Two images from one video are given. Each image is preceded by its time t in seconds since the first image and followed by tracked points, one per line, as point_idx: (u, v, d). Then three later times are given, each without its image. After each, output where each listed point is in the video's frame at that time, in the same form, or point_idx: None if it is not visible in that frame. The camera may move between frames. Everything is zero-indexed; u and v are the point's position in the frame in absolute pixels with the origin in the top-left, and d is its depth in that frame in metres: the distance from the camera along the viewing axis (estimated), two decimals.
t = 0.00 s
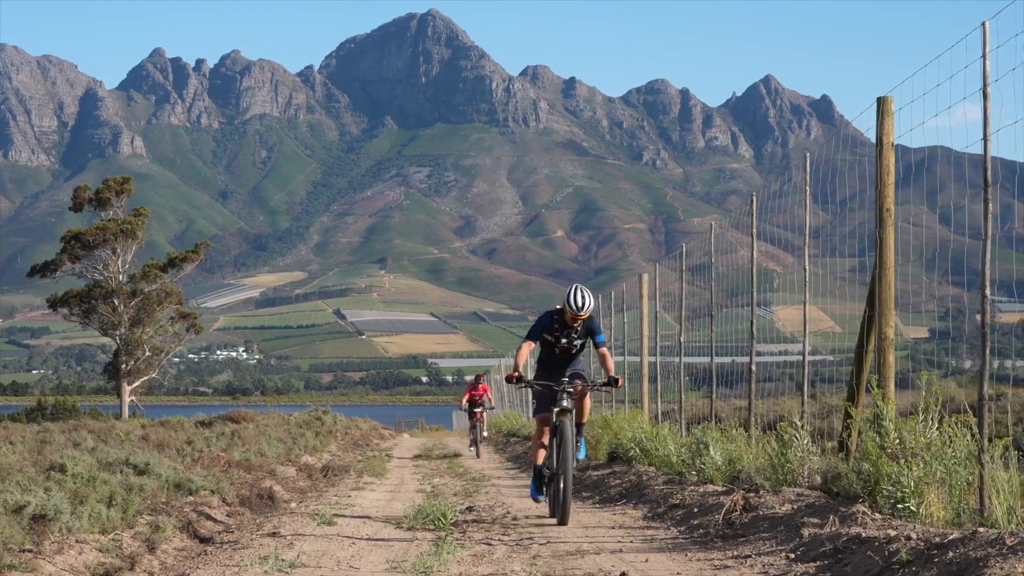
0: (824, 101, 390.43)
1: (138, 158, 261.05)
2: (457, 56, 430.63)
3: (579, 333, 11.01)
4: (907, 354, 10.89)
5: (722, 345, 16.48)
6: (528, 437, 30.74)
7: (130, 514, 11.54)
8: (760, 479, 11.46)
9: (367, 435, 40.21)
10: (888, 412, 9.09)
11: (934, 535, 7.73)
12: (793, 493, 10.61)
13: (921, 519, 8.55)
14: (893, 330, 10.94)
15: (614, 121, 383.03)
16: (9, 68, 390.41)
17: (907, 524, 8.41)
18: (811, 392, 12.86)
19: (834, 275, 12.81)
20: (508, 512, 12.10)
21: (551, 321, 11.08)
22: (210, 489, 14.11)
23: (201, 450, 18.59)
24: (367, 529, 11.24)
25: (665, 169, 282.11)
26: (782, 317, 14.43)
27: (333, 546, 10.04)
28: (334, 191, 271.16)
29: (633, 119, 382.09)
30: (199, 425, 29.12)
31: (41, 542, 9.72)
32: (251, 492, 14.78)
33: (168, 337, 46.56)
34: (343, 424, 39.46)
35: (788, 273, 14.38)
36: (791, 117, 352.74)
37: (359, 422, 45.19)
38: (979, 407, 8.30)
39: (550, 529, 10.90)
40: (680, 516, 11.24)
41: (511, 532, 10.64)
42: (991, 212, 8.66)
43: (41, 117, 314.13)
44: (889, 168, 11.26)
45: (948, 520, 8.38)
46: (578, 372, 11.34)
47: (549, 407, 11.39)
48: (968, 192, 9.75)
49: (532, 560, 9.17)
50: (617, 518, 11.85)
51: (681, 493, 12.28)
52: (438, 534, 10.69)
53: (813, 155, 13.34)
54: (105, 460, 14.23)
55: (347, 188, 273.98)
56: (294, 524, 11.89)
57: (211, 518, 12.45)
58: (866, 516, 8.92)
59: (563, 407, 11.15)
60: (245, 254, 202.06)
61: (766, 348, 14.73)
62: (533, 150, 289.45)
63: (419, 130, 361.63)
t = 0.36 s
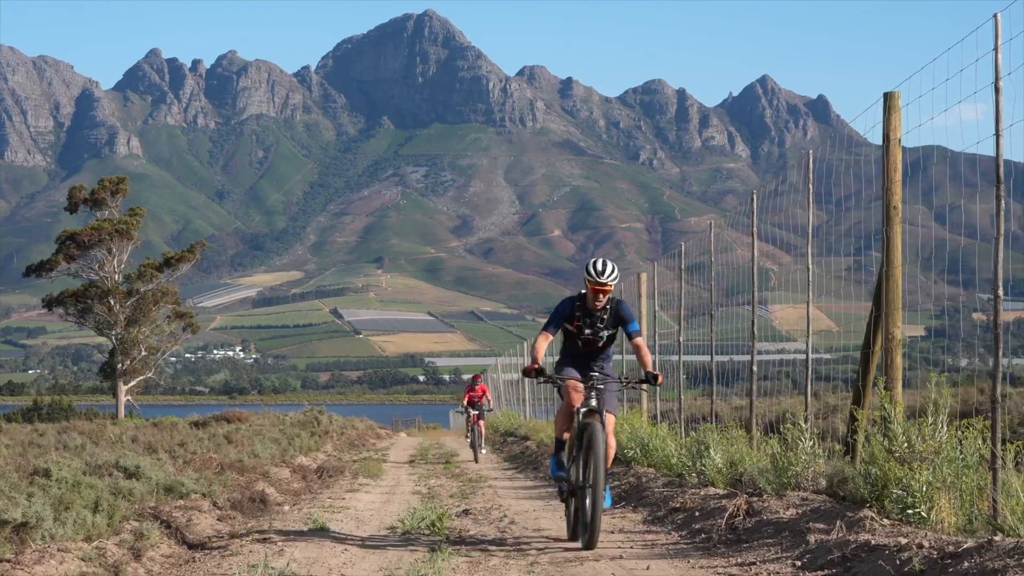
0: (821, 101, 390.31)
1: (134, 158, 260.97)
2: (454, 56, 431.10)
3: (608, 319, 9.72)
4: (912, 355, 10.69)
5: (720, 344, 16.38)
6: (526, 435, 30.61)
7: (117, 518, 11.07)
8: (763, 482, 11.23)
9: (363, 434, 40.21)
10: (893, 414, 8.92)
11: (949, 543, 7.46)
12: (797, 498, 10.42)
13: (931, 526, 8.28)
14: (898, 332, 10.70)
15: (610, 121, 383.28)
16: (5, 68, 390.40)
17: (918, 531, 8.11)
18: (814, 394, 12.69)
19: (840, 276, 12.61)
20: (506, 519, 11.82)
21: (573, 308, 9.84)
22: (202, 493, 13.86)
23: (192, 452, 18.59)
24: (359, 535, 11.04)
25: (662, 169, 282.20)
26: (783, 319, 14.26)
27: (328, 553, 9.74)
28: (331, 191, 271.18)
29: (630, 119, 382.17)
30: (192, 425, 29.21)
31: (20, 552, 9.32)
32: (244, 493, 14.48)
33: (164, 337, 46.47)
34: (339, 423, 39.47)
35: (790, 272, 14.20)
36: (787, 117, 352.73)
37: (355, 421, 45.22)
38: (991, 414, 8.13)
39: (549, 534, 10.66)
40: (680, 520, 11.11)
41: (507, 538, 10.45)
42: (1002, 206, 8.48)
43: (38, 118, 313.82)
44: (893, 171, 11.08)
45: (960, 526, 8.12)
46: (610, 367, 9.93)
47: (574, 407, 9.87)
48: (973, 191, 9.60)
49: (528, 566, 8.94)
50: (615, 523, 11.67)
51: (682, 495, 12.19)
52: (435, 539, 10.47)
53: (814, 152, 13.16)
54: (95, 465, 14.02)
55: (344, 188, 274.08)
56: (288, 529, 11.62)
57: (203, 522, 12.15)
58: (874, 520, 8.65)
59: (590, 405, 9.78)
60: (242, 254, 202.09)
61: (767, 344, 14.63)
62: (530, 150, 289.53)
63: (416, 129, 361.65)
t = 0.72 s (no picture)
0: (817, 101, 390.24)
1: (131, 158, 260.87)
2: (451, 56, 431.26)
3: (667, 287, 7.82)
4: (918, 352, 10.40)
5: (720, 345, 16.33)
6: (525, 435, 30.50)
7: (102, 521, 10.88)
8: (767, 483, 10.94)
9: (359, 434, 40.19)
10: (905, 411, 8.63)
11: (963, 546, 7.12)
12: (802, 501, 10.13)
13: (940, 527, 7.96)
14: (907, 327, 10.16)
15: (607, 121, 383.19)
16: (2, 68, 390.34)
17: (926, 535, 7.79)
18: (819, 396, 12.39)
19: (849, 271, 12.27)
20: (502, 522, 11.65)
21: (623, 275, 7.90)
22: (191, 494, 13.77)
23: (186, 452, 18.55)
24: (351, 537, 10.87)
25: (659, 169, 281.98)
26: (786, 317, 13.96)
27: (317, 558, 9.61)
28: (327, 190, 271.09)
29: (627, 119, 382.18)
30: (187, 426, 29.23)
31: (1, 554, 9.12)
32: (235, 495, 14.38)
33: (161, 337, 46.43)
34: (334, 423, 39.47)
35: (793, 272, 13.98)
36: (784, 117, 352.94)
37: (351, 422, 45.25)
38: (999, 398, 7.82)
39: (544, 536, 10.37)
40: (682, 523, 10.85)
41: (501, 540, 10.22)
42: (1016, 198, 8.18)
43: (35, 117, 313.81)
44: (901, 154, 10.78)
45: (973, 529, 7.77)
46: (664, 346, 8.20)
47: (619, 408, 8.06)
48: (975, 189, 9.48)
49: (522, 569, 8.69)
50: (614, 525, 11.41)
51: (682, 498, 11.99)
52: (427, 542, 10.30)
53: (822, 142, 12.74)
54: (83, 466, 13.94)
55: (340, 188, 274.02)
56: (276, 532, 11.50)
57: (191, 524, 12.01)
58: (885, 524, 8.24)
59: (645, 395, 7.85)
60: (239, 253, 202.03)
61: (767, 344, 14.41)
62: (527, 150, 289.47)
63: (413, 129, 361.68)
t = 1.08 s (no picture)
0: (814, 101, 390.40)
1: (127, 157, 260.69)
2: (448, 56, 431.55)
3: (763, 236, 5.78)
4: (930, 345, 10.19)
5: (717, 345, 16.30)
6: (521, 435, 30.36)
7: (88, 521, 10.81)
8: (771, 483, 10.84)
9: (355, 434, 40.04)
10: (909, 403, 8.61)
11: (980, 549, 6.97)
12: (808, 498, 10.01)
13: (953, 528, 7.82)
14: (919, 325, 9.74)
15: (604, 120, 383.49)
16: None
17: (940, 534, 7.66)
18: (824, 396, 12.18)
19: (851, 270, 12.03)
20: (501, 523, 11.59)
21: (706, 220, 5.83)
22: (184, 492, 13.78)
23: (179, 450, 18.46)
24: (346, 536, 10.89)
25: (655, 169, 281.90)
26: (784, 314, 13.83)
27: (311, 557, 9.60)
28: (324, 190, 270.99)
29: (623, 119, 382.52)
30: (180, 424, 29.12)
31: None
32: (227, 495, 14.32)
33: (156, 337, 46.37)
34: (330, 422, 39.31)
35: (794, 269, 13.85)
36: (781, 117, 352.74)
37: (348, 421, 45.20)
38: None
39: (543, 537, 10.34)
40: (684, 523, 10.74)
41: (500, 540, 10.17)
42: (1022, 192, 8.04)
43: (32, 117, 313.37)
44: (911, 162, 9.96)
45: (984, 530, 7.66)
46: (759, 321, 6.11)
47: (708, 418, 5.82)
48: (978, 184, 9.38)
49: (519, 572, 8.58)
50: (615, 524, 11.31)
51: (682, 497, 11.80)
52: (422, 542, 10.27)
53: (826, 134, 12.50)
54: (75, 465, 13.91)
55: (337, 188, 273.96)
56: (270, 531, 11.48)
57: (182, 524, 12.00)
58: (894, 521, 8.16)
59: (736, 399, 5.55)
60: (235, 253, 201.93)
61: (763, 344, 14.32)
62: (523, 149, 289.44)
63: (409, 128, 361.73)
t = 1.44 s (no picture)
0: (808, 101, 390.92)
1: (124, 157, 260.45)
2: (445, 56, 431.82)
3: (936, 133, 4.44)
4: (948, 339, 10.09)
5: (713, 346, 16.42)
6: (520, 435, 30.23)
7: (77, 521, 10.75)
8: (780, 481, 10.79)
9: (351, 433, 40.06)
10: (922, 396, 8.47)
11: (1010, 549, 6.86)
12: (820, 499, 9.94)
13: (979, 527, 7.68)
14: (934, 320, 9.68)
15: (600, 120, 383.63)
16: None
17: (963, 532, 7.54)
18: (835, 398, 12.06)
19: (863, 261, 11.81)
20: (500, 522, 11.60)
21: (847, 104, 4.49)
22: (177, 492, 13.72)
23: (173, 450, 18.42)
24: (342, 537, 10.85)
25: (652, 168, 282.10)
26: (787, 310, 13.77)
27: (302, 558, 9.61)
28: (321, 189, 270.96)
29: (620, 119, 382.86)
30: (175, 424, 29.10)
31: None
32: (221, 494, 14.26)
33: (153, 336, 46.31)
34: (327, 422, 39.31)
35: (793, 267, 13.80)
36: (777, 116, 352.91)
37: (343, 420, 45.13)
38: None
39: (546, 537, 10.30)
40: (687, 523, 10.71)
41: (502, 540, 10.14)
42: None
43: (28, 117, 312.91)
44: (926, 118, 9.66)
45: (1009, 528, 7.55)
46: (920, 258, 4.79)
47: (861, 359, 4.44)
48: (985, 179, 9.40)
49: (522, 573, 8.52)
50: (620, 523, 11.28)
51: (688, 497, 11.70)
52: (419, 542, 10.25)
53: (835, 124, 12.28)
54: (68, 465, 13.88)
55: (334, 187, 273.96)
56: (265, 531, 11.45)
57: (176, 523, 12.00)
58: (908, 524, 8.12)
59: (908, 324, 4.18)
60: (232, 253, 201.89)
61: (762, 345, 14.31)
62: (520, 149, 289.62)
63: (406, 128, 361.89)
